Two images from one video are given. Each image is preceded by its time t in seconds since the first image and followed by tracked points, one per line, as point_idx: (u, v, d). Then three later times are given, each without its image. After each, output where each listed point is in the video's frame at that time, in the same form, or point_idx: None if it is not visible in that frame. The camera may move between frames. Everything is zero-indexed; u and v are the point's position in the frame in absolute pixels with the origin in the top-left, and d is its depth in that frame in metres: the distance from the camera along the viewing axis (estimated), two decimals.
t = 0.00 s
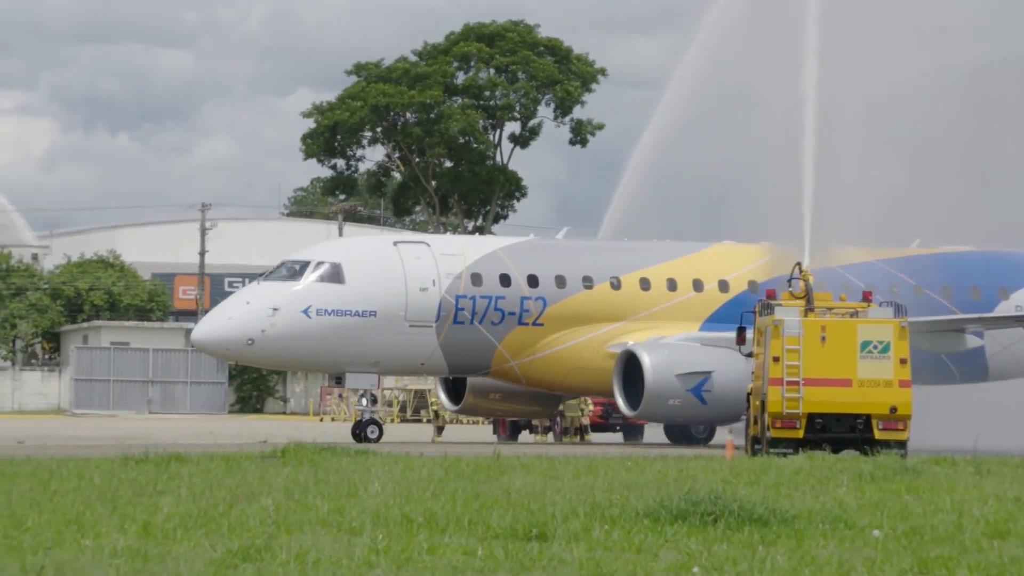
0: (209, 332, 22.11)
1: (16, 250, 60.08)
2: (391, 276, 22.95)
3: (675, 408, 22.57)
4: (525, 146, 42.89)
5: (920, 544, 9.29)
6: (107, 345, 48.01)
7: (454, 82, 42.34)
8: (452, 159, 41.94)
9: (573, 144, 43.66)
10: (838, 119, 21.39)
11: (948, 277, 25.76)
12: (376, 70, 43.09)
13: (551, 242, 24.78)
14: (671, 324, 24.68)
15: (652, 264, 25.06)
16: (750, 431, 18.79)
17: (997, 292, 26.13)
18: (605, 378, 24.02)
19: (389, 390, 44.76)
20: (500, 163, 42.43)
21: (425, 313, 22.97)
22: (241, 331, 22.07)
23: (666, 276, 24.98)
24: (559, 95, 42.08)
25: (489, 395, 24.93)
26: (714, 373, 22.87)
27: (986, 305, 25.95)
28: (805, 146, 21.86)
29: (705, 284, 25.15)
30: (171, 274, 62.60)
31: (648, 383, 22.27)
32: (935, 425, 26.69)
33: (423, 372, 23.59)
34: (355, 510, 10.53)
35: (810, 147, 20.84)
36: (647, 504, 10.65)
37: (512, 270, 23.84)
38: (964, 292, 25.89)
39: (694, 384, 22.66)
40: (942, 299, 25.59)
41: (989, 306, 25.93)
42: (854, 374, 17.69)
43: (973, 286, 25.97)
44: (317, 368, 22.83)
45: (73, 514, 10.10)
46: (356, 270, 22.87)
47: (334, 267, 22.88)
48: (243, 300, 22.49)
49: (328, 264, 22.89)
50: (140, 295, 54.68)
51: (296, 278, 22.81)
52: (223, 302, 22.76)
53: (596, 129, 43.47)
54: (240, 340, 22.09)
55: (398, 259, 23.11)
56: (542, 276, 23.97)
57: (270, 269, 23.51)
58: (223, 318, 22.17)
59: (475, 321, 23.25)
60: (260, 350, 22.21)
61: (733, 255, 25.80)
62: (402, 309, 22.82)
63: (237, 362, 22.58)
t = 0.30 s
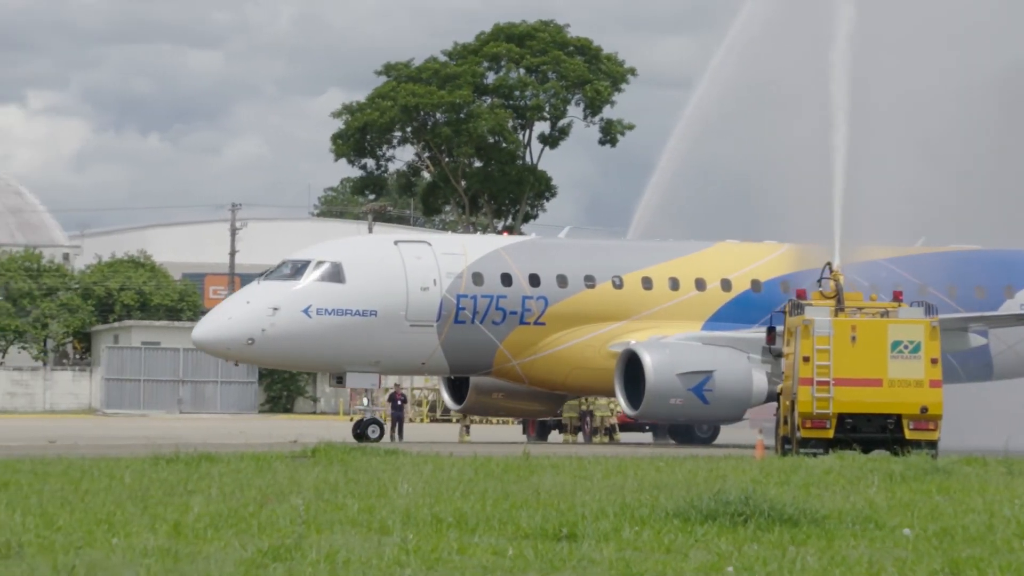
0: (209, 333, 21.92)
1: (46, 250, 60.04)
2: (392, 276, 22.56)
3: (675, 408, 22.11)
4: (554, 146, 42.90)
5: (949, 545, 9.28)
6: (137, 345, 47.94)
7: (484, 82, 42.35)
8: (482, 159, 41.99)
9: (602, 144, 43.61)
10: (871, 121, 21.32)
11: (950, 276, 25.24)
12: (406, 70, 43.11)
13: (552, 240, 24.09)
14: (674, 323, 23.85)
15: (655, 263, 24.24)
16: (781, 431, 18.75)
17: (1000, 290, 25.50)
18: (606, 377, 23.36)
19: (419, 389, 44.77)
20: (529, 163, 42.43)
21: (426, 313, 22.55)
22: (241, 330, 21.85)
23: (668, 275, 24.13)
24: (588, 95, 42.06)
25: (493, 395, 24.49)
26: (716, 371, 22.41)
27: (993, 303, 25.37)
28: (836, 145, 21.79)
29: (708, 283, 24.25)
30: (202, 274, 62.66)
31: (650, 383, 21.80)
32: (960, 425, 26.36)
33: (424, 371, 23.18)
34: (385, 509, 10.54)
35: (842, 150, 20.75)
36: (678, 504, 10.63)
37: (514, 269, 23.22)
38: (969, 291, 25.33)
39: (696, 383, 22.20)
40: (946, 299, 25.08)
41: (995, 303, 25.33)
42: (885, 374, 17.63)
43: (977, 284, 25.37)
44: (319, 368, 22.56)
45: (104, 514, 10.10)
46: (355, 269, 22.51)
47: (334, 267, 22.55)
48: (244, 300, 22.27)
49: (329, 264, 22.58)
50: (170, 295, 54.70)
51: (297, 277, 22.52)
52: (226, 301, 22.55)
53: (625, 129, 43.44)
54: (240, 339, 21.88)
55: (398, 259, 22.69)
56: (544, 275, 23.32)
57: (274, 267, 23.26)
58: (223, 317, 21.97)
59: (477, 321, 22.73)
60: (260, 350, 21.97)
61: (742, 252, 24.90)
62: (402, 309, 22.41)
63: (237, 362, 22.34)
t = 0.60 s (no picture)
0: (212, 333, 21.57)
1: (80, 251, 60.12)
2: (396, 276, 22.32)
3: (682, 409, 21.92)
4: (587, 147, 42.88)
5: (985, 545, 9.27)
6: (170, 346, 47.87)
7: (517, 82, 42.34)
8: (515, 160, 42.07)
9: (636, 144, 43.59)
10: (906, 116, 21.18)
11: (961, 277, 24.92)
12: (439, 71, 43.12)
13: (558, 240, 24.00)
14: (680, 323, 23.80)
15: (662, 263, 24.17)
16: (815, 432, 18.73)
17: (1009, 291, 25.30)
18: (611, 377, 23.22)
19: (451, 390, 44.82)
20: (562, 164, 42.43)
21: (432, 312, 22.36)
22: (245, 330, 21.52)
23: (675, 275, 24.07)
24: (622, 96, 42.00)
25: (500, 395, 24.53)
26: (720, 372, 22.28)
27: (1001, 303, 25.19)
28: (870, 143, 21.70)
29: (714, 284, 24.23)
30: (236, 275, 62.74)
31: (655, 383, 21.61)
32: (985, 429, 26.23)
33: (429, 371, 23.00)
34: (419, 510, 10.57)
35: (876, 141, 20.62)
36: (713, 505, 10.62)
37: (519, 270, 23.09)
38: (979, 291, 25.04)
39: (701, 384, 22.05)
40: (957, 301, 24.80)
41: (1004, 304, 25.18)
42: (918, 375, 17.56)
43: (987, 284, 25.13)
44: (324, 367, 22.27)
45: (137, 514, 10.14)
46: (361, 269, 22.25)
47: (339, 266, 22.25)
48: (248, 299, 21.94)
49: (333, 264, 22.27)
50: (203, 295, 55.22)
51: (302, 277, 22.21)
52: (230, 300, 22.22)
53: (658, 130, 43.40)
54: (244, 340, 21.55)
55: (403, 258, 22.48)
56: (550, 275, 23.18)
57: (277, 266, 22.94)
58: (227, 317, 21.64)
59: (483, 320, 22.59)
60: (264, 350, 21.65)
61: (745, 254, 24.96)
62: (408, 309, 22.21)
63: (241, 361, 22.02)
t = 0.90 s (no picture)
0: (219, 334, 21.45)
1: (117, 252, 60.27)
2: (403, 275, 22.27)
3: (690, 409, 21.89)
4: (622, 148, 42.88)
5: (1022, 546, 9.28)
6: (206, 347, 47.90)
7: (552, 82, 42.31)
8: (550, 161, 42.16)
9: (671, 145, 43.53)
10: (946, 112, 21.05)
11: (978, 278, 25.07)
12: (473, 72, 43.15)
13: (568, 241, 24.02)
14: (690, 322, 23.81)
15: (671, 263, 24.19)
16: (851, 433, 18.65)
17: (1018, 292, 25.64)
18: (618, 378, 23.25)
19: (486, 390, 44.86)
20: (596, 165, 42.42)
21: (440, 312, 22.31)
22: (251, 331, 21.40)
23: (684, 275, 24.09)
24: (657, 96, 41.96)
25: (508, 396, 24.54)
26: (729, 372, 22.23)
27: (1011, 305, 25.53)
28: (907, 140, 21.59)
29: (723, 284, 24.22)
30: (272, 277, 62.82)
31: (663, 384, 21.56)
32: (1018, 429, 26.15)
33: (437, 372, 22.89)
34: (454, 510, 10.58)
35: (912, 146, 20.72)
36: (749, 506, 10.58)
37: (527, 269, 23.09)
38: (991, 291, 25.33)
39: (710, 385, 22.00)
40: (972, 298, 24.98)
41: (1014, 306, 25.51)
42: (955, 375, 17.53)
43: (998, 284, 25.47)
44: (331, 368, 22.16)
45: (175, 514, 10.18)
46: (369, 270, 22.18)
47: (346, 266, 22.19)
48: (255, 299, 21.85)
49: (341, 264, 22.21)
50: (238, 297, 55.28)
51: (309, 278, 22.12)
52: (236, 301, 22.13)
53: (694, 130, 43.35)
54: (251, 340, 21.43)
55: (411, 258, 22.43)
56: (557, 275, 23.20)
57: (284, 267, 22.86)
58: (233, 317, 21.54)
59: (490, 321, 22.56)
60: (271, 351, 21.53)
61: (756, 254, 24.96)
62: (416, 309, 22.16)
63: (249, 363, 21.91)
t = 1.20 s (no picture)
0: (228, 333, 21.55)
1: (156, 253, 60.44)
2: (412, 275, 22.24)
3: (700, 409, 21.84)
4: (660, 149, 42.86)
5: None
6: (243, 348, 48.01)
7: (589, 83, 42.25)
8: (587, 162, 42.17)
9: (709, 145, 43.48)
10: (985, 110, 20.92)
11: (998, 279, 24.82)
12: (511, 73, 43.17)
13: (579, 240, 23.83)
14: (702, 322, 23.61)
15: (680, 263, 23.98)
16: (889, 434, 18.60)
17: None
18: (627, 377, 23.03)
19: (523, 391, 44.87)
20: (634, 165, 42.43)
21: (449, 312, 22.25)
22: (260, 331, 21.50)
23: (694, 275, 23.88)
24: (695, 97, 41.91)
25: (520, 396, 24.46)
26: (739, 372, 22.19)
27: None
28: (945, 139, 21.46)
29: (735, 284, 24.00)
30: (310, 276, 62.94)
31: (672, 384, 21.51)
32: None
33: (447, 372, 22.84)
34: (493, 510, 10.63)
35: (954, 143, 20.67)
36: (787, 507, 10.58)
37: (537, 269, 22.95)
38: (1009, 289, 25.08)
39: (720, 385, 21.95)
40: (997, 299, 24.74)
41: None
42: (994, 377, 17.53)
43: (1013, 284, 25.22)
44: (340, 368, 22.21)
45: (213, 514, 10.23)
46: (377, 270, 22.19)
47: (356, 267, 22.22)
48: (265, 300, 21.93)
49: (350, 264, 22.25)
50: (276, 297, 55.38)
51: (318, 278, 22.19)
52: (246, 301, 22.21)
53: (731, 130, 43.30)
54: (260, 340, 21.53)
55: (420, 258, 22.38)
56: (568, 276, 23.05)
57: (294, 267, 22.93)
58: (242, 318, 21.63)
59: (500, 321, 22.46)
60: (280, 351, 21.62)
61: (768, 254, 24.74)
62: (425, 309, 22.13)
63: (258, 362, 21.99)
